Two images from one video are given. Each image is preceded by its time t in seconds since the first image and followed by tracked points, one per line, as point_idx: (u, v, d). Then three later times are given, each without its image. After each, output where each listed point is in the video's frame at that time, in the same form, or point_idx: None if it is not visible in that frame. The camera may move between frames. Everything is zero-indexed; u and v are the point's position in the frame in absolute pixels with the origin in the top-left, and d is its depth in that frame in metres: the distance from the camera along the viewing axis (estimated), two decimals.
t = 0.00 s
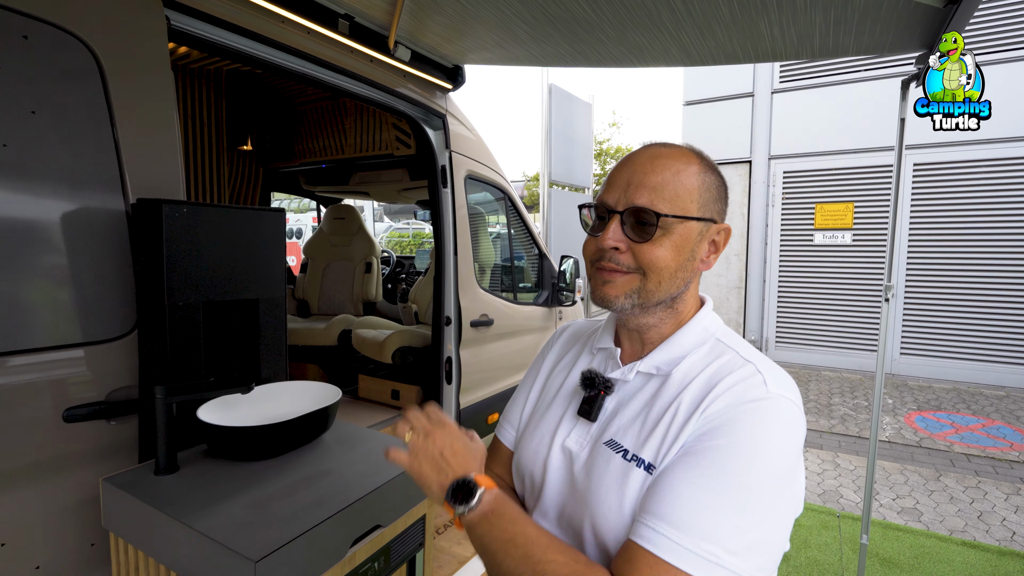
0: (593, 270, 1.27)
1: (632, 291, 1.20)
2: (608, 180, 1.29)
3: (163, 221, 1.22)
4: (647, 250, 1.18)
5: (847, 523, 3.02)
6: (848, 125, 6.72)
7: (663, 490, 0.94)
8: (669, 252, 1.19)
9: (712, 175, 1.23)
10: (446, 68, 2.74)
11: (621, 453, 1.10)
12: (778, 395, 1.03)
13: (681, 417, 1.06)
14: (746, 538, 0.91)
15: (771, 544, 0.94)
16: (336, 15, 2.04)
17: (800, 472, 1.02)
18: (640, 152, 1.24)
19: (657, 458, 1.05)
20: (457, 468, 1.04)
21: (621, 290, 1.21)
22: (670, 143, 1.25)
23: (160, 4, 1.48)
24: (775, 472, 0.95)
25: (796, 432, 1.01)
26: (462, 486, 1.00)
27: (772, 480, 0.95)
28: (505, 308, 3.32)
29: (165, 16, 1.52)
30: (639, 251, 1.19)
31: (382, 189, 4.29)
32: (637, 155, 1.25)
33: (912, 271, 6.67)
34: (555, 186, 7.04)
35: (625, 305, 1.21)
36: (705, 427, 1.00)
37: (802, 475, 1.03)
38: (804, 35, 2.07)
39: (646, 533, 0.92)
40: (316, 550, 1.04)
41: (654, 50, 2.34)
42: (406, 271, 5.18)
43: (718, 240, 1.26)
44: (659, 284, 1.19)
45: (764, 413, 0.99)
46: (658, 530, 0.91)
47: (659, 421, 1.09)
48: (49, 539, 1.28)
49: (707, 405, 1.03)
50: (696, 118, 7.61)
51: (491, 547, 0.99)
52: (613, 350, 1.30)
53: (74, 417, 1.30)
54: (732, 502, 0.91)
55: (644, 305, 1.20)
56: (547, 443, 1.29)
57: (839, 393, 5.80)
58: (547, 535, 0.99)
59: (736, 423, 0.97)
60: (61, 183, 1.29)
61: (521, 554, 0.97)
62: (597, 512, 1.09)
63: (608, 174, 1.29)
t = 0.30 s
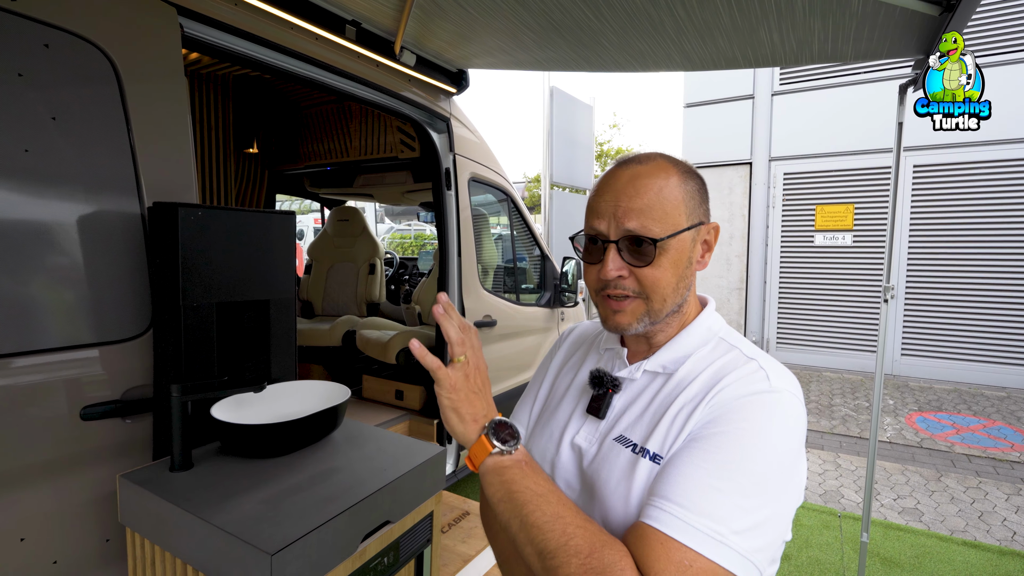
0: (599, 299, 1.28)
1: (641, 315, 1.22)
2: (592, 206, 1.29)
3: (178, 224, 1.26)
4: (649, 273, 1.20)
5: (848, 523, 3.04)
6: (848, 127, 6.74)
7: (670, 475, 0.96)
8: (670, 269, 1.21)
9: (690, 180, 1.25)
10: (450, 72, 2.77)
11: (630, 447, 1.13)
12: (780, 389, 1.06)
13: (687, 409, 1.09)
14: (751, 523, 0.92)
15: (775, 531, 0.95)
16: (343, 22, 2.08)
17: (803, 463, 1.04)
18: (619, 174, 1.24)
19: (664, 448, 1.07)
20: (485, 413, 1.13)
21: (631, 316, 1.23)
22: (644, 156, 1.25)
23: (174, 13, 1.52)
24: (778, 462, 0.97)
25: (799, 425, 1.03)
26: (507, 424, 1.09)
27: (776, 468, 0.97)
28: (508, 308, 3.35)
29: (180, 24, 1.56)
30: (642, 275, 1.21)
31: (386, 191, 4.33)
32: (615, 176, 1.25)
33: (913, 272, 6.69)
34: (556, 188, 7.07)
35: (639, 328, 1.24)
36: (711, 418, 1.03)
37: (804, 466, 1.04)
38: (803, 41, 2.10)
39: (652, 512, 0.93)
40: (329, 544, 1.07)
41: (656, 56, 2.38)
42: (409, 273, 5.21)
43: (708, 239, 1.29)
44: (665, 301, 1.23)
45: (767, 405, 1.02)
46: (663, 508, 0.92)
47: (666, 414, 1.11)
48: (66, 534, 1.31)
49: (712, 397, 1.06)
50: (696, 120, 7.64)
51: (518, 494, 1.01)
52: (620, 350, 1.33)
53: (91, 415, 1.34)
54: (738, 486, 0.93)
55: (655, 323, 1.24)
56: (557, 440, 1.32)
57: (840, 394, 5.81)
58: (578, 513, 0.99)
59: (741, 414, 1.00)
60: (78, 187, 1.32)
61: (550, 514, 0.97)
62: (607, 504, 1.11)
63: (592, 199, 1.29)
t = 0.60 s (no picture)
0: (620, 284, 1.30)
1: (664, 297, 1.26)
2: (613, 193, 1.33)
3: (185, 225, 1.28)
4: (674, 254, 1.26)
5: (847, 522, 3.06)
6: (848, 128, 6.76)
7: (676, 473, 0.98)
8: (690, 252, 1.28)
9: (702, 175, 1.34)
10: (452, 73, 2.79)
11: (636, 444, 1.15)
12: (781, 385, 1.08)
13: (692, 407, 1.11)
14: (756, 518, 0.95)
15: (780, 525, 0.98)
16: (346, 23, 2.10)
17: (805, 457, 1.05)
18: (640, 163, 1.31)
19: (670, 445, 1.09)
20: (439, 480, 1.11)
21: (655, 297, 1.26)
22: (661, 151, 1.34)
23: (180, 15, 1.54)
24: (781, 457, 0.99)
25: (800, 421, 1.05)
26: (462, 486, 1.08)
27: (779, 463, 0.99)
28: (509, 309, 3.36)
29: (186, 26, 1.58)
30: (666, 256, 1.26)
31: (387, 192, 4.35)
32: (637, 164, 1.32)
33: (913, 273, 6.70)
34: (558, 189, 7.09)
35: (661, 311, 1.27)
36: (714, 415, 1.05)
37: (807, 460, 1.06)
38: (802, 43, 2.12)
39: (660, 511, 0.95)
40: (334, 538, 1.09)
41: (656, 58, 2.39)
42: (410, 273, 5.23)
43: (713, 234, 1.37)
44: (686, 284, 1.28)
45: (769, 402, 1.04)
46: (671, 507, 0.94)
47: (671, 412, 1.13)
48: (73, 529, 1.33)
49: (715, 395, 1.08)
50: (697, 121, 7.67)
51: (496, 545, 1.02)
52: (623, 347, 1.35)
53: (98, 412, 1.36)
54: (742, 483, 0.95)
55: (676, 307, 1.28)
56: (562, 437, 1.33)
57: (841, 394, 5.82)
58: (555, 537, 1.03)
59: (744, 411, 1.02)
60: (86, 187, 1.34)
61: (530, 548, 1.00)
62: (614, 500, 1.13)
63: (612, 186, 1.34)
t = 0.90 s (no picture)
0: (616, 270, 1.31)
1: (658, 285, 1.27)
2: (612, 182, 1.34)
3: (180, 221, 1.28)
4: (670, 244, 1.26)
5: (843, 518, 3.07)
6: (847, 126, 6.76)
7: (669, 456, 0.98)
8: (686, 243, 1.28)
9: (702, 171, 1.35)
10: (449, 72, 2.79)
11: (630, 433, 1.15)
12: (774, 372, 1.09)
13: (686, 395, 1.11)
14: (749, 501, 0.95)
15: (771, 509, 0.98)
16: (343, 21, 2.10)
17: (796, 444, 1.07)
18: (641, 155, 1.32)
19: (665, 433, 1.09)
20: (480, 424, 1.17)
21: (649, 284, 1.27)
22: (662, 145, 1.35)
23: (176, 12, 1.54)
24: (772, 443, 1.00)
25: (792, 408, 1.07)
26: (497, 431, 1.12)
27: (771, 448, 1.00)
28: (507, 307, 3.37)
29: (181, 22, 1.58)
30: (663, 245, 1.27)
31: (385, 190, 4.34)
32: (637, 157, 1.33)
33: (910, 271, 6.71)
34: (556, 188, 7.09)
35: (654, 299, 1.27)
36: (709, 402, 1.06)
37: (797, 448, 1.07)
38: (798, 41, 2.12)
39: (653, 493, 0.95)
40: (329, 534, 1.09)
41: (652, 55, 2.39)
42: (409, 272, 5.23)
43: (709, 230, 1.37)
44: (681, 275, 1.28)
45: (762, 389, 1.04)
46: (664, 489, 0.94)
47: (666, 400, 1.13)
48: (69, 525, 1.33)
49: (709, 382, 1.09)
50: (695, 120, 7.68)
51: (512, 491, 1.03)
52: (618, 340, 1.35)
53: (94, 409, 1.36)
54: (735, 466, 0.96)
55: (669, 296, 1.28)
56: (556, 431, 1.33)
57: (838, 392, 5.84)
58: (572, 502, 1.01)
59: (738, 397, 1.03)
60: (81, 184, 1.34)
61: (545, 502, 0.99)
62: (608, 489, 1.13)
63: (613, 176, 1.34)
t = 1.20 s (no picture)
0: (602, 275, 1.30)
1: (646, 289, 1.26)
2: (596, 183, 1.33)
3: (170, 218, 1.27)
4: (655, 246, 1.26)
5: (839, 517, 3.06)
6: (846, 123, 6.74)
7: (658, 457, 0.98)
8: (672, 244, 1.28)
9: (685, 168, 1.34)
10: (445, 68, 2.78)
11: (618, 432, 1.15)
12: (761, 369, 1.09)
13: (674, 394, 1.11)
14: (738, 500, 0.95)
15: (760, 507, 0.98)
16: (337, 17, 2.09)
17: (784, 442, 1.06)
18: (624, 154, 1.31)
19: (653, 432, 1.09)
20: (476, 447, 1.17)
21: (636, 289, 1.26)
22: (644, 143, 1.34)
23: (167, 8, 1.53)
24: (760, 441, 1.00)
25: (779, 404, 1.06)
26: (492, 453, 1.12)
27: (759, 446, 1.00)
28: (503, 305, 3.36)
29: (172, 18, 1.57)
30: (648, 248, 1.26)
31: (382, 188, 4.33)
32: (621, 156, 1.32)
33: (909, 269, 6.70)
34: (554, 186, 7.08)
35: (642, 303, 1.27)
36: (697, 400, 1.05)
37: (784, 445, 1.07)
38: (793, 37, 2.11)
39: (642, 495, 0.95)
40: (318, 532, 1.08)
41: (648, 51, 2.38)
42: (405, 270, 5.22)
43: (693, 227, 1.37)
44: (667, 277, 1.28)
45: (750, 386, 1.04)
46: (653, 491, 0.94)
47: (654, 398, 1.13)
48: (59, 524, 1.32)
49: (698, 380, 1.08)
50: (694, 118, 7.67)
51: (503, 508, 1.05)
52: (605, 339, 1.34)
53: (85, 406, 1.35)
54: (724, 465, 0.96)
55: (657, 299, 1.28)
56: (543, 430, 1.32)
57: (836, 390, 5.84)
58: (560, 512, 1.04)
59: (726, 395, 1.03)
60: (71, 181, 1.33)
61: (534, 515, 1.02)
62: (596, 488, 1.12)
63: (596, 178, 1.33)
